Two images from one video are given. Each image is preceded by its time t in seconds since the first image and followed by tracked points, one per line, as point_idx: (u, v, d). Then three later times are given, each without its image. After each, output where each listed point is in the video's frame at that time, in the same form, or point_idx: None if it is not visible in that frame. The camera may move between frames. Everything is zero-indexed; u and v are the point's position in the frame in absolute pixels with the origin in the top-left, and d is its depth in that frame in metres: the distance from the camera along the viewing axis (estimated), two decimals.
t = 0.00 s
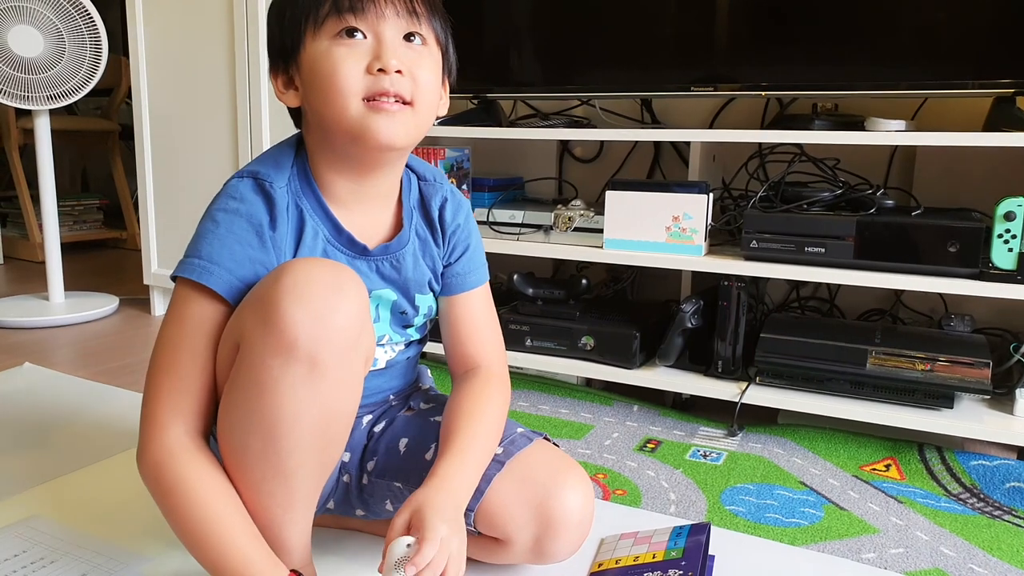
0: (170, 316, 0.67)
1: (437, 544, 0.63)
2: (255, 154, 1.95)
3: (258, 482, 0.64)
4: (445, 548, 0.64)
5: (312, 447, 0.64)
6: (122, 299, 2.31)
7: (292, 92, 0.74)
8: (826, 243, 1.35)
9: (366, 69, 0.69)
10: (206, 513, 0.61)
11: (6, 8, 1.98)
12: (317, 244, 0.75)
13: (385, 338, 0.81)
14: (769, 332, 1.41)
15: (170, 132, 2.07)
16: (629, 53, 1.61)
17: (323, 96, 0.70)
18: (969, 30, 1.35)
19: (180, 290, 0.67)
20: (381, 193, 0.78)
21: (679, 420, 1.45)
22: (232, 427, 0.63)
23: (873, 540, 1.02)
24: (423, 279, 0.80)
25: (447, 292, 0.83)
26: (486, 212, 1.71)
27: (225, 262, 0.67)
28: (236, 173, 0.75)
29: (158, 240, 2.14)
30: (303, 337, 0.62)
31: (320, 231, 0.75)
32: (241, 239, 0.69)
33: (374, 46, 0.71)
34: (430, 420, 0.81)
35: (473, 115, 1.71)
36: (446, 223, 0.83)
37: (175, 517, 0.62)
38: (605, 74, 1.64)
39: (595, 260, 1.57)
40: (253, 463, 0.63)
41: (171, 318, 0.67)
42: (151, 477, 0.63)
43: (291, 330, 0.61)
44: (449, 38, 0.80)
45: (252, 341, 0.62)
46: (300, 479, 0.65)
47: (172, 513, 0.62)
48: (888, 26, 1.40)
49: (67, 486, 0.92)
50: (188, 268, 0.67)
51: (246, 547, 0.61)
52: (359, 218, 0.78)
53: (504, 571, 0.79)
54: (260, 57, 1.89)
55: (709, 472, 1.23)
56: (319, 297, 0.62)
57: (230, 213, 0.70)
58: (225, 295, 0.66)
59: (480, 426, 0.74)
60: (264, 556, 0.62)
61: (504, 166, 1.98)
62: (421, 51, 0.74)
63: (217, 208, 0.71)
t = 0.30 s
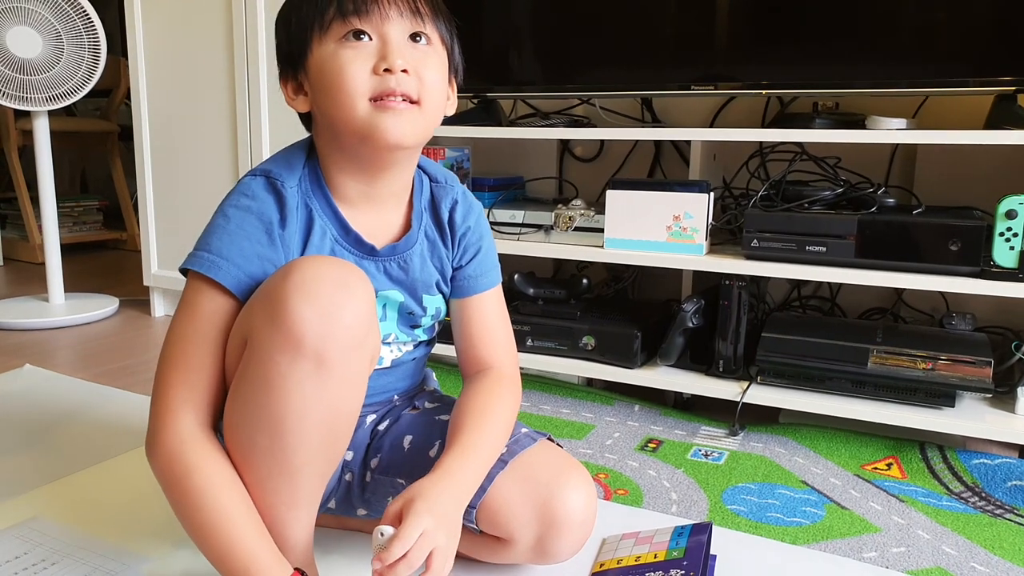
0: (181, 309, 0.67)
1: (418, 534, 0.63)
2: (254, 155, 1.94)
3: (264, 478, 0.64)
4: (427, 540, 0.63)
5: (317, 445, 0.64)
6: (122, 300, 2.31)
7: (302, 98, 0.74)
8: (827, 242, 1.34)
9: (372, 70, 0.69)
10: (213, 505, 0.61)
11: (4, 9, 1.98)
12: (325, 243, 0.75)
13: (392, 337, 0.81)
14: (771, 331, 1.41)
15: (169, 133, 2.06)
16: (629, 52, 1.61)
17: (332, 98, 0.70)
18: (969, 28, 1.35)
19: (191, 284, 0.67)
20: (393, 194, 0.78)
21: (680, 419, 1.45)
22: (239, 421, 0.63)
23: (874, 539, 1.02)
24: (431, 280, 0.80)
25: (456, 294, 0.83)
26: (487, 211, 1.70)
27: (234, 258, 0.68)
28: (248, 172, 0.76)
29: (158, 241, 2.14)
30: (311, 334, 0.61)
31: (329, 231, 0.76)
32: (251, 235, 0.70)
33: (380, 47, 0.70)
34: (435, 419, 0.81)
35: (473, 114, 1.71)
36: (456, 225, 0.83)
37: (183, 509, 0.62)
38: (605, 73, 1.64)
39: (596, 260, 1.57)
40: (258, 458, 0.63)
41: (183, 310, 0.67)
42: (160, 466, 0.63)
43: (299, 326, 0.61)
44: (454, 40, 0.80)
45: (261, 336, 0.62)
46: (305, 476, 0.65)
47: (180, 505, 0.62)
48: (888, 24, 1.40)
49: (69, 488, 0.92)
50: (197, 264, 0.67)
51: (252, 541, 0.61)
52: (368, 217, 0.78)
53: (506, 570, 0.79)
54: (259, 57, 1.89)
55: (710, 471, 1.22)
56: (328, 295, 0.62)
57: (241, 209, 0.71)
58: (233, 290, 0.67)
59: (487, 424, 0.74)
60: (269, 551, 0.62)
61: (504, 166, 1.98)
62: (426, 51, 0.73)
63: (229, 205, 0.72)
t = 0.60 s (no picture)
0: (186, 305, 0.67)
1: (432, 535, 0.63)
2: (254, 156, 1.94)
3: (268, 475, 0.64)
4: (443, 541, 0.63)
5: (319, 442, 0.64)
6: (124, 303, 2.31)
7: (307, 99, 0.74)
8: (828, 237, 1.34)
9: (375, 73, 0.69)
10: (219, 502, 0.61)
11: (3, 14, 1.98)
12: (329, 243, 0.76)
13: (394, 337, 0.81)
14: (773, 327, 1.41)
15: (170, 136, 2.07)
16: (628, 49, 1.61)
17: (335, 101, 0.70)
18: (969, 21, 1.34)
19: (196, 281, 0.67)
20: (399, 194, 0.78)
21: (682, 416, 1.45)
22: (243, 418, 0.63)
23: (878, 533, 1.02)
24: (435, 280, 0.80)
25: (462, 295, 0.83)
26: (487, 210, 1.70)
27: (238, 255, 0.68)
28: (255, 171, 0.77)
29: (159, 244, 2.14)
30: (311, 329, 0.61)
31: (333, 230, 0.76)
32: (255, 233, 0.70)
33: (383, 50, 0.71)
34: (439, 418, 0.81)
35: (473, 114, 1.71)
36: (461, 226, 0.83)
37: (189, 505, 0.62)
38: (604, 70, 1.64)
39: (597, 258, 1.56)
40: (262, 455, 0.63)
41: (188, 306, 0.67)
42: (167, 461, 0.63)
43: (299, 323, 0.61)
44: (460, 44, 0.79)
45: (262, 332, 0.61)
46: (308, 473, 0.65)
47: (186, 501, 0.62)
48: (888, 18, 1.40)
49: (73, 490, 0.92)
50: (202, 259, 0.67)
51: (258, 537, 0.61)
52: (373, 216, 0.78)
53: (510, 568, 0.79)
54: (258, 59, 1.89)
55: (713, 467, 1.22)
56: (331, 293, 0.62)
57: (247, 207, 0.71)
58: (236, 287, 0.67)
59: (492, 420, 0.74)
60: (274, 547, 0.62)
61: (504, 164, 1.98)
62: (430, 54, 0.73)
63: (235, 202, 0.72)
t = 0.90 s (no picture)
0: (193, 302, 0.68)
1: (426, 535, 0.63)
2: (255, 155, 1.94)
3: (272, 474, 0.64)
4: (437, 540, 0.63)
5: (324, 441, 0.64)
6: (125, 302, 2.32)
7: (312, 97, 0.74)
8: (830, 237, 1.34)
9: (380, 73, 0.69)
10: (224, 501, 0.61)
11: (4, 12, 1.98)
12: (334, 241, 0.76)
13: (398, 336, 0.81)
14: (774, 327, 1.41)
15: (171, 135, 2.07)
16: (629, 49, 1.61)
17: (340, 100, 0.70)
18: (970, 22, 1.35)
19: (201, 278, 0.68)
20: (403, 194, 0.78)
21: (684, 416, 1.45)
22: (248, 417, 0.63)
23: (879, 533, 1.02)
24: (439, 279, 0.80)
25: (466, 295, 0.83)
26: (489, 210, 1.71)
27: (244, 253, 0.68)
28: (261, 168, 0.77)
29: (160, 243, 2.14)
30: (318, 329, 0.61)
31: (338, 229, 0.76)
32: (261, 232, 0.70)
33: (388, 50, 0.71)
34: (442, 418, 0.82)
35: (475, 114, 1.72)
36: (466, 226, 0.83)
37: (194, 504, 0.62)
38: (605, 70, 1.64)
39: (599, 257, 1.57)
40: (267, 454, 0.63)
41: (194, 303, 0.67)
42: (172, 459, 0.63)
43: (306, 323, 0.61)
44: (465, 45, 0.80)
45: (268, 331, 0.62)
46: (313, 472, 0.65)
47: (191, 500, 0.62)
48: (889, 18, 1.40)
49: (74, 489, 0.92)
50: (207, 257, 0.67)
51: (262, 537, 0.61)
52: (378, 216, 0.78)
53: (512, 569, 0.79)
54: (260, 58, 1.89)
55: (715, 467, 1.22)
56: (337, 293, 0.62)
57: (252, 205, 0.72)
58: (241, 286, 0.67)
59: (496, 420, 0.74)
60: (277, 547, 0.62)
61: (506, 164, 1.98)
62: (435, 55, 0.73)
63: (241, 200, 0.72)
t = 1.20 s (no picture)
0: (192, 299, 0.68)
1: (432, 533, 0.63)
2: (256, 154, 1.94)
3: (270, 473, 0.64)
4: (444, 537, 0.63)
5: (323, 439, 0.64)
6: (123, 299, 2.31)
7: (315, 95, 0.74)
8: (830, 241, 1.35)
9: (383, 73, 0.69)
10: (221, 499, 0.61)
11: (5, 7, 1.98)
12: (335, 239, 0.76)
13: (397, 336, 0.81)
14: (774, 330, 1.41)
15: (171, 132, 2.06)
16: (632, 51, 1.61)
17: (342, 99, 0.70)
18: (971, 28, 1.35)
19: (201, 274, 0.68)
20: (405, 194, 0.78)
21: (683, 418, 1.45)
22: (246, 415, 0.63)
23: (878, 537, 1.03)
24: (439, 279, 0.80)
25: (467, 295, 0.83)
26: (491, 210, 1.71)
27: (243, 251, 0.68)
28: (263, 166, 0.77)
29: (159, 240, 2.13)
30: (317, 328, 0.62)
31: (339, 227, 0.76)
32: (261, 229, 0.70)
33: (392, 51, 0.71)
34: (442, 419, 0.82)
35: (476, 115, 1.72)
36: (467, 226, 0.83)
37: (191, 501, 0.62)
38: (606, 72, 1.64)
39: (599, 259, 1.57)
40: (265, 453, 0.63)
41: (194, 300, 0.67)
42: (170, 456, 0.63)
43: (305, 320, 0.61)
44: (470, 49, 0.80)
45: (268, 329, 0.62)
46: (311, 470, 0.65)
47: (187, 497, 0.62)
48: (890, 24, 1.40)
49: (70, 488, 0.92)
50: (207, 253, 0.67)
51: (259, 536, 0.61)
52: (379, 215, 0.78)
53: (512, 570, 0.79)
54: (262, 56, 1.89)
55: (714, 470, 1.23)
56: (337, 291, 0.63)
57: (253, 202, 0.72)
58: (241, 283, 0.67)
59: (496, 420, 0.74)
60: (274, 547, 0.62)
61: (507, 165, 1.98)
62: (439, 57, 0.73)
63: (242, 197, 0.72)
